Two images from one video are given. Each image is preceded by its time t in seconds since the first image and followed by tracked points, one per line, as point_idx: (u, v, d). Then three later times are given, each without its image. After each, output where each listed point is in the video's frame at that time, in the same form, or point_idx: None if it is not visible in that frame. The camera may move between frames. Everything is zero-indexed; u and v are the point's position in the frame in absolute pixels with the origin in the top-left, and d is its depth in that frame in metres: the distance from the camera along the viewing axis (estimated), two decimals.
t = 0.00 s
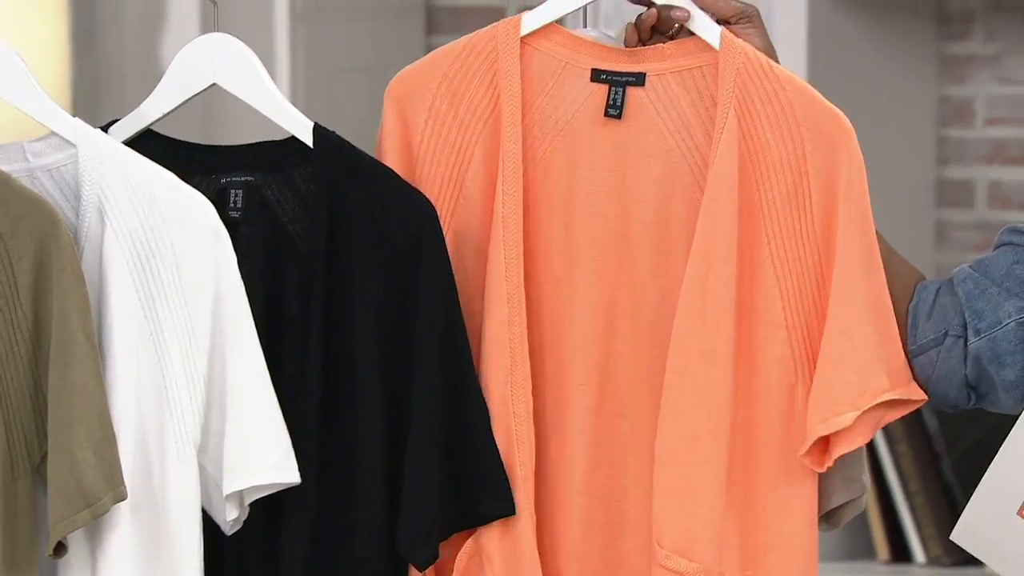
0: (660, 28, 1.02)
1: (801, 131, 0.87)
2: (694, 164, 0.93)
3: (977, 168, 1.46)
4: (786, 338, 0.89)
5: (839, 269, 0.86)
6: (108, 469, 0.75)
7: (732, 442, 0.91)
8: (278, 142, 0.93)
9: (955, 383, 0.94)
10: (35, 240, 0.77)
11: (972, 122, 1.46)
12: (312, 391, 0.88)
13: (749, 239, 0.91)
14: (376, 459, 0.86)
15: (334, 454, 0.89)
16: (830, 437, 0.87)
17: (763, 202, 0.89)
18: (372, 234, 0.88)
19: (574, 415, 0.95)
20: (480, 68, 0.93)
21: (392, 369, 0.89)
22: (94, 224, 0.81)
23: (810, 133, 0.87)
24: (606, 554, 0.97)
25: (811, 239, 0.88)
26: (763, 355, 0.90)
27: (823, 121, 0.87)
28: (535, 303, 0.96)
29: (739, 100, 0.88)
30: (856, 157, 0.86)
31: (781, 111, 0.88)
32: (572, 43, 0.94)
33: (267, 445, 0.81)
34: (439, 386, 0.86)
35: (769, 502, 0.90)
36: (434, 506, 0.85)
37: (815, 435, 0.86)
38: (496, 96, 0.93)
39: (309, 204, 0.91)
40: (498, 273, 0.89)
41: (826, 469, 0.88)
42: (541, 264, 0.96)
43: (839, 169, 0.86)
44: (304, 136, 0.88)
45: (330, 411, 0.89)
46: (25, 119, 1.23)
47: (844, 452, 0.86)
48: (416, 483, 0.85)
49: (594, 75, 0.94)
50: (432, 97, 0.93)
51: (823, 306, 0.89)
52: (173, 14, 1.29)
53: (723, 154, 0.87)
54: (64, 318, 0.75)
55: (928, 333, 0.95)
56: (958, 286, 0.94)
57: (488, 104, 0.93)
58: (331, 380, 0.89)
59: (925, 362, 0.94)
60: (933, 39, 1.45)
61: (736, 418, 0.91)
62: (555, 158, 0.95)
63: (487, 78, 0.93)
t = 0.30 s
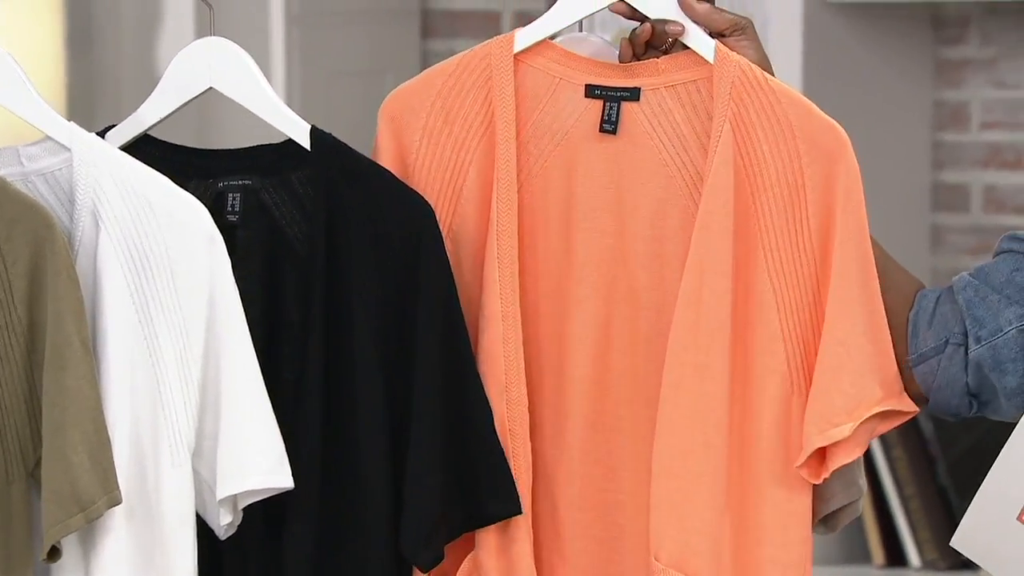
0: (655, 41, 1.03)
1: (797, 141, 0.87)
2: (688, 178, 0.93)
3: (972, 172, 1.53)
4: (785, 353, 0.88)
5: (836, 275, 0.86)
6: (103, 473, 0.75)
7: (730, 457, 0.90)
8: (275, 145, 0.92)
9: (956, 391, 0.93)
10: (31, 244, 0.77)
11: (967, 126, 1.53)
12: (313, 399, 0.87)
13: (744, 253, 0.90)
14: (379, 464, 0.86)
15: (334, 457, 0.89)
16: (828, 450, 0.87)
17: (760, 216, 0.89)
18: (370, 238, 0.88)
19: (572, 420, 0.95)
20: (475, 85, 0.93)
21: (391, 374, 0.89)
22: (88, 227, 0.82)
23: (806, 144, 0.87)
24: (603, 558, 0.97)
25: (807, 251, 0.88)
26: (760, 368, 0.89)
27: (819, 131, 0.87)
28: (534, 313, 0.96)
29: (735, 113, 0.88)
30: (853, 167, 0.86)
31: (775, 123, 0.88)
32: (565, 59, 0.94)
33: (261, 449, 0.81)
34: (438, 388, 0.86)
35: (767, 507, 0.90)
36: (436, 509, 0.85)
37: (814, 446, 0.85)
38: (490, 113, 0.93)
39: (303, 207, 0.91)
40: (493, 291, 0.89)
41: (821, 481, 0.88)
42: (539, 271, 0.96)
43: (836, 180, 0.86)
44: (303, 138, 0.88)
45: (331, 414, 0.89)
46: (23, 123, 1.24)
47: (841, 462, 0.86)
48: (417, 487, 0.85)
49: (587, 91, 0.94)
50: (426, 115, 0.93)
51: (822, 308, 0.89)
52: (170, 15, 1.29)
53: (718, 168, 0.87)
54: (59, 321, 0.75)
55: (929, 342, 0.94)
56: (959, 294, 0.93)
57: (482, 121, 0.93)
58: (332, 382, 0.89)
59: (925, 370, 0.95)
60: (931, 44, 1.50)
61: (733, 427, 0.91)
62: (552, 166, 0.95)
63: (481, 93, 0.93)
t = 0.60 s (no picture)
0: (646, 48, 1.04)
1: (790, 145, 0.87)
2: (682, 184, 0.93)
3: (971, 174, 1.54)
4: (781, 357, 0.88)
5: (831, 275, 0.86)
6: (102, 475, 0.75)
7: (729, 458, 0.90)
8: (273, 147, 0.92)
9: (958, 390, 0.92)
10: (30, 245, 0.77)
11: (967, 127, 1.53)
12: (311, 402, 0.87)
13: (738, 258, 0.90)
14: (376, 465, 0.86)
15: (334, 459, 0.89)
16: (827, 452, 0.87)
17: (755, 221, 0.89)
18: (369, 239, 0.88)
19: (569, 422, 0.95)
20: (466, 94, 0.93)
21: (390, 375, 0.89)
22: (87, 228, 0.82)
23: (798, 147, 0.87)
24: (603, 558, 0.96)
25: (802, 254, 0.88)
26: (755, 372, 0.89)
27: (812, 134, 0.87)
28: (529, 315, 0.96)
29: (727, 117, 0.88)
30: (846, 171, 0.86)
31: (768, 126, 0.88)
32: (555, 66, 0.94)
33: (260, 449, 0.81)
34: (438, 389, 0.86)
35: (767, 508, 0.90)
36: (433, 510, 0.85)
37: (817, 450, 0.85)
38: (480, 122, 0.93)
39: (303, 208, 0.91)
40: (487, 299, 0.89)
41: (822, 484, 0.88)
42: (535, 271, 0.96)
43: (830, 183, 0.87)
44: (301, 140, 0.88)
45: (329, 416, 0.89)
46: (20, 123, 1.23)
47: (843, 465, 0.86)
48: (416, 489, 0.85)
49: (578, 99, 0.94)
50: (417, 125, 0.93)
51: (818, 309, 0.89)
52: (168, 16, 1.32)
53: (711, 173, 0.87)
54: (58, 323, 0.75)
55: (930, 341, 0.93)
56: (960, 293, 0.93)
57: (472, 131, 0.93)
58: (330, 383, 0.89)
59: (926, 369, 0.93)
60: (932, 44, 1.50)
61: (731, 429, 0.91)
62: (549, 169, 0.95)
63: (472, 103, 0.93)
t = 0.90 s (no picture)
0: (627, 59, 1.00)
1: (772, 159, 0.88)
2: (666, 197, 0.92)
3: (972, 175, 1.56)
4: (761, 366, 0.89)
5: (806, 287, 0.86)
6: (103, 475, 0.75)
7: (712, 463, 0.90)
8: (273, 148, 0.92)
9: (962, 393, 0.91)
10: (30, 245, 0.77)
11: (967, 127, 1.55)
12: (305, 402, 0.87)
13: (721, 271, 0.90)
14: (373, 465, 0.86)
15: (329, 462, 0.89)
16: (794, 465, 0.87)
17: (737, 234, 0.89)
18: (364, 242, 0.88)
19: (564, 421, 0.94)
20: (451, 105, 0.93)
21: (388, 375, 0.89)
22: (87, 228, 0.82)
23: (780, 161, 0.87)
24: (591, 564, 0.95)
25: (783, 266, 0.88)
26: (741, 382, 0.89)
27: (794, 149, 0.87)
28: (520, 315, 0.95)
29: (710, 130, 0.89)
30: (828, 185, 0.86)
31: (751, 140, 0.88)
32: (539, 77, 0.94)
33: (261, 448, 0.81)
34: (433, 390, 0.86)
35: (765, 511, 0.89)
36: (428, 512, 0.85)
37: (779, 463, 0.86)
38: (465, 134, 0.92)
39: (304, 215, 0.91)
40: (472, 312, 0.89)
41: (789, 497, 0.88)
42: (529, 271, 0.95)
43: (811, 198, 0.87)
44: (300, 142, 0.88)
45: (324, 418, 0.89)
46: (20, 123, 1.24)
47: (806, 480, 0.86)
48: (411, 489, 0.84)
49: (562, 109, 0.94)
50: (402, 133, 0.93)
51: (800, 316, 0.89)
52: (169, 16, 1.32)
53: (694, 186, 0.87)
54: (58, 322, 0.75)
55: (933, 344, 0.91)
56: (963, 296, 0.91)
57: (457, 142, 0.92)
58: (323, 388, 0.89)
59: (930, 373, 0.92)
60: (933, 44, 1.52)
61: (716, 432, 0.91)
62: (547, 168, 0.94)
63: (457, 114, 0.92)
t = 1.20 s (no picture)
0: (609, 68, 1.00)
1: (751, 165, 0.88)
2: (647, 205, 0.93)
3: (971, 175, 1.56)
4: (746, 374, 0.88)
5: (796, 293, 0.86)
6: (103, 475, 0.75)
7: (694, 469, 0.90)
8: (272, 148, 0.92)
9: (955, 391, 0.89)
10: (30, 245, 0.77)
11: (967, 128, 1.55)
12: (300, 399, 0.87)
13: (704, 282, 0.90)
14: (368, 470, 0.86)
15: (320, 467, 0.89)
16: (803, 471, 0.87)
17: (720, 243, 0.89)
18: (358, 242, 0.88)
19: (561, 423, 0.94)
20: (431, 118, 0.93)
21: (385, 376, 0.89)
22: (88, 228, 0.82)
23: (760, 166, 0.88)
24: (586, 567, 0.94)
25: (764, 275, 0.89)
26: (721, 391, 0.89)
27: (771, 153, 0.87)
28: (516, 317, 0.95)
29: (690, 137, 0.89)
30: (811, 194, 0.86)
31: (731, 146, 0.88)
32: (517, 88, 0.94)
33: (260, 449, 0.81)
34: (427, 391, 0.86)
35: (760, 511, 0.89)
36: (420, 514, 0.85)
37: (792, 470, 0.85)
38: (445, 147, 0.93)
39: (298, 213, 0.92)
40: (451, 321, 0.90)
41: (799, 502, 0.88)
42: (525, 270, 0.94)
43: (793, 209, 0.87)
44: (297, 142, 0.88)
45: (320, 416, 0.89)
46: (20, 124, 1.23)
47: (819, 485, 0.86)
48: (405, 489, 0.85)
49: (540, 120, 0.94)
50: (383, 150, 0.94)
51: (784, 320, 0.89)
52: (169, 16, 1.37)
53: (675, 193, 0.88)
54: (58, 323, 0.75)
55: (926, 342, 0.90)
56: (956, 294, 0.89)
57: (438, 154, 0.93)
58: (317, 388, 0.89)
59: (924, 371, 0.90)
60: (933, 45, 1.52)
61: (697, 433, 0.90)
62: (545, 168, 0.94)
63: (437, 126, 0.93)
